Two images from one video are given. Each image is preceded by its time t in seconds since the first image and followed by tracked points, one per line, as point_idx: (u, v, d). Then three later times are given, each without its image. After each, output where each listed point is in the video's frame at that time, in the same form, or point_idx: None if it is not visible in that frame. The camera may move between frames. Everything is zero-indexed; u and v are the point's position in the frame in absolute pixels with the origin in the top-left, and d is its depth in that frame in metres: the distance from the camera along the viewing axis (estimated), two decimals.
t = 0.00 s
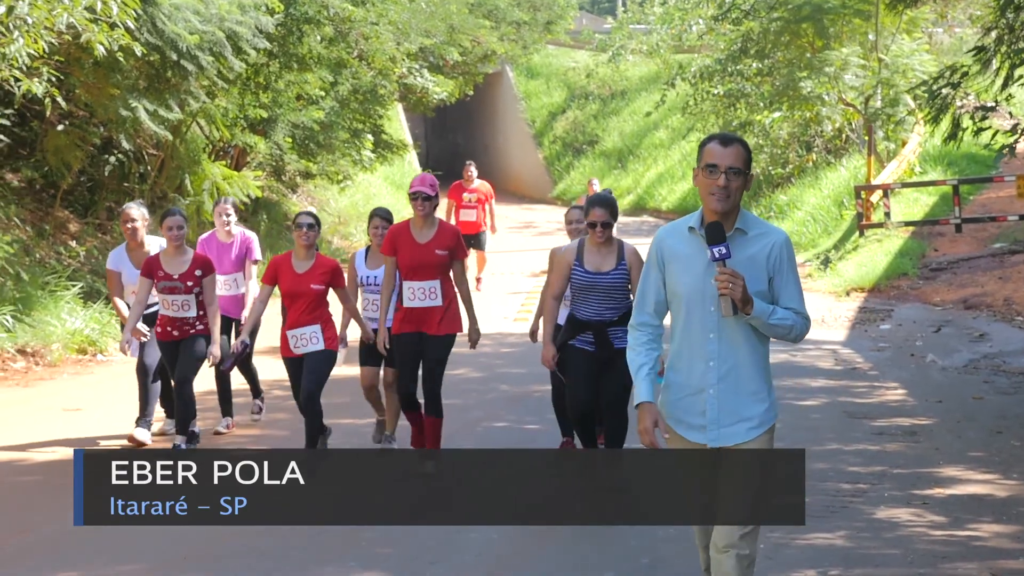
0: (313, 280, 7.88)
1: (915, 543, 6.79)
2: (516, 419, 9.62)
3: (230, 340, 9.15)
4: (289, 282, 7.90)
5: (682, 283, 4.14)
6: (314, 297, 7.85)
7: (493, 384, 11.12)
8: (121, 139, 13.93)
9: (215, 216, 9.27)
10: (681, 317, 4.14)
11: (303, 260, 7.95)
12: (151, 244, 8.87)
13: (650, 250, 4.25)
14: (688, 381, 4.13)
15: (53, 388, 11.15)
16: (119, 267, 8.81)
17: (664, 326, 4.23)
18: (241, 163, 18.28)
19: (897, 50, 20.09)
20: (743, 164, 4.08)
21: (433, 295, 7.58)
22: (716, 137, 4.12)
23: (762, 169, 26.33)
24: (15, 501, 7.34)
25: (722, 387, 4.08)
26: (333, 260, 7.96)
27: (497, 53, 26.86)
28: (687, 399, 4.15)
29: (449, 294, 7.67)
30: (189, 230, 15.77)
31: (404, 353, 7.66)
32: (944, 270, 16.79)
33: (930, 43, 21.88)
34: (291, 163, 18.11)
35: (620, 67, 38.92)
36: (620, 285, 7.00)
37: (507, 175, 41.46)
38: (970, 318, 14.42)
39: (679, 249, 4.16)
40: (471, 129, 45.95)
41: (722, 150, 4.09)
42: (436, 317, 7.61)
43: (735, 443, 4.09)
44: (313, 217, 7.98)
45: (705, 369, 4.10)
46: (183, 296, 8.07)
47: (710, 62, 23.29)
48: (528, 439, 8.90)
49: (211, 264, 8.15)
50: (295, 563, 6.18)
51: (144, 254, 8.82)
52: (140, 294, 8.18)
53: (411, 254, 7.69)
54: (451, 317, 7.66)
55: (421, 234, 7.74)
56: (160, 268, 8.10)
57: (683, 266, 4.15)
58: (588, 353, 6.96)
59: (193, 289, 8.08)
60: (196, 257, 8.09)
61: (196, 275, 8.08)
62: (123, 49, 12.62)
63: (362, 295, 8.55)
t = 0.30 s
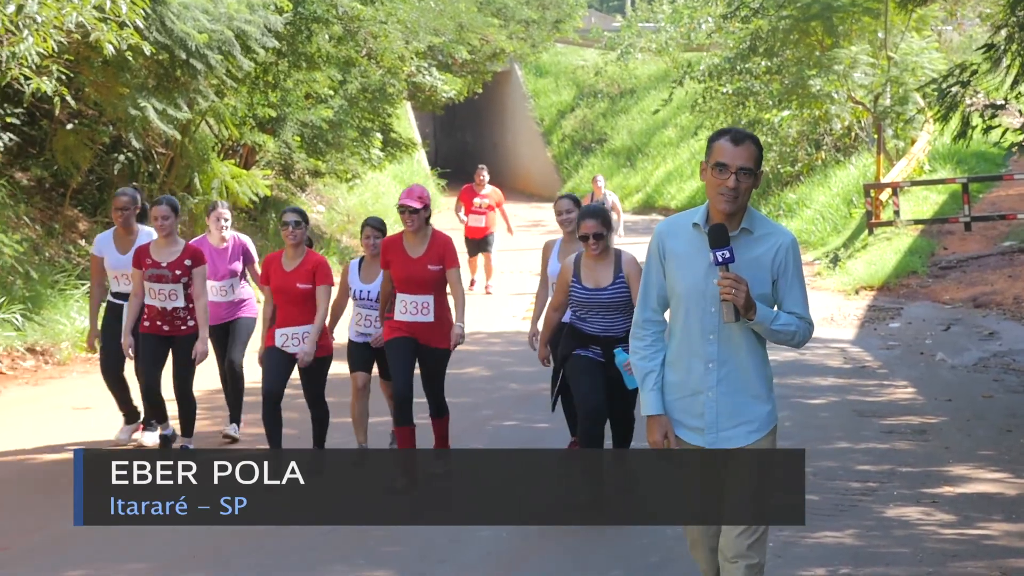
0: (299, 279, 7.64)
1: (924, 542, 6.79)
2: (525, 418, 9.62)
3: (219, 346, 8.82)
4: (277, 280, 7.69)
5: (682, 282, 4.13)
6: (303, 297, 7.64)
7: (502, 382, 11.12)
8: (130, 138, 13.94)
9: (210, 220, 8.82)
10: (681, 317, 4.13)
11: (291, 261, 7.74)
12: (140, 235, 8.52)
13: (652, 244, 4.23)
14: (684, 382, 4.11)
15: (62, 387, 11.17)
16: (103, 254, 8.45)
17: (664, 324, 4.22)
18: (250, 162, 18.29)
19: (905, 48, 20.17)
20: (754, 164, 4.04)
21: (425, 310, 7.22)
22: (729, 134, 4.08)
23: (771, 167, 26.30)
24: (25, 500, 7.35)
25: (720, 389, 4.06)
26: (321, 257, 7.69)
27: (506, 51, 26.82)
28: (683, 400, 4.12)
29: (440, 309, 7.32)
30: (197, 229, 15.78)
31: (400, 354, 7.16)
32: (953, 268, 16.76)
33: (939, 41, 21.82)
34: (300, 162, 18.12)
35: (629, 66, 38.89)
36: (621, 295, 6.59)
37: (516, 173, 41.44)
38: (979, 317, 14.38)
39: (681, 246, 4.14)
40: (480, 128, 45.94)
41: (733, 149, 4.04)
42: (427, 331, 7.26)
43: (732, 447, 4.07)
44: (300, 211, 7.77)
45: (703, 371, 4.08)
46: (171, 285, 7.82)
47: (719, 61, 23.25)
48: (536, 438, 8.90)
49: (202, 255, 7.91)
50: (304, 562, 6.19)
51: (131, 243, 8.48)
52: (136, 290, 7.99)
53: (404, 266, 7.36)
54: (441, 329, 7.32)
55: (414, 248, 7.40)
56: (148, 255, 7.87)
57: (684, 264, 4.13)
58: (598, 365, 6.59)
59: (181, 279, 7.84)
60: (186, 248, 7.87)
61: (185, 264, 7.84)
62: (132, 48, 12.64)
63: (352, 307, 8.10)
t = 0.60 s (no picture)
0: (281, 280, 7.51)
1: (935, 542, 6.77)
2: (533, 417, 9.61)
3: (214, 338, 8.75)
4: (258, 283, 7.55)
5: (690, 282, 4.10)
6: (286, 297, 7.53)
7: (511, 381, 11.11)
8: (140, 137, 13.95)
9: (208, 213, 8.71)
10: (689, 316, 4.10)
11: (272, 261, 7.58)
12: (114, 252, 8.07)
13: (659, 241, 4.20)
14: (691, 383, 4.08)
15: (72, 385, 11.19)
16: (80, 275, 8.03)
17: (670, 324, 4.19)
18: (260, 161, 18.31)
19: (916, 47, 19.90)
20: (765, 160, 3.99)
21: (413, 299, 7.10)
22: (740, 128, 4.02)
23: (782, 166, 26.27)
24: (33, 500, 7.35)
25: (729, 392, 4.03)
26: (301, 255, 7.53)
27: (516, 50, 26.80)
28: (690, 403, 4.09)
29: (433, 297, 7.18)
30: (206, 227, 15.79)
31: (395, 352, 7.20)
32: (964, 267, 16.72)
33: (950, 39, 21.77)
34: (309, 161, 18.13)
35: (638, 64, 38.85)
36: (621, 289, 6.44)
37: (526, 172, 41.44)
38: (990, 316, 14.35)
39: (690, 244, 4.11)
40: (490, 127, 45.94)
41: (743, 144, 3.99)
42: (418, 322, 7.12)
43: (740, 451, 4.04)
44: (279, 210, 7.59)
45: (712, 373, 4.05)
46: (152, 300, 7.68)
47: (728, 60, 23.20)
48: (544, 437, 8.89)
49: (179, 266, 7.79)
50: (313, 561, 6.20)
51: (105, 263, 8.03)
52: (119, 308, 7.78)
53: (392, 257, 7.19)
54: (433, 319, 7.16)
55: (404, 233, 7.22)
56: (127, 270, 7.71)
57: (693, 263, 4.10)
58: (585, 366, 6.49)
59: (161, 292, 7.70)
60: (165, 258, 7.75)
61: (164, 277, 7.71)
62: (142, 47, 12.64)
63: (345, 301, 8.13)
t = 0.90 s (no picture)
0: (272, 294, 7.15)
1: (945, 541, 6.76)
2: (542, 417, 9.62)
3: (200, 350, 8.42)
4: (246, 297, 7.19)
5: (696, 288, 4.02)
6: (273, 312, 7.17)
7: (520, 381, 11.11)
8: (150, 137, 13.96)
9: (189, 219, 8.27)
10: (697, 323, 4.01)
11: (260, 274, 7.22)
12: (93, 237, 7.85)
13: (664, 249, 4.13)
14: (700, 392, 4.00)
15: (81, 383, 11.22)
16: (56, 263, 7.84)
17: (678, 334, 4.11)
18: (269, 161, 18.33)
19: (926, 47, 20.03)
20: (770, 160, 3.94)
21: (411, 315, 6.91)
22: (743, 129, 3.97)
23: (791, 166, 26.27)
24: (42, 500, 7.37)
25: (737, 401, 3.95)
26: (290, 268, 7.23)
27: (525, 50, 26.77)
28: (699, 414, 4.01)
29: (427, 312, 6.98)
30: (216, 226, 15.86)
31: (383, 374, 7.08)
32: (974, 267, 16.69)
33: (960, 39, 21.73)
34: (319, 160, 18.15)
35: (647, 64, 38.84)
36: (625, 305, 6.34)
37: (535, 172, 41.44)
38: (1000, 316, 14.33)
39: (697, 250, 4.04)
40: (499, 127, 45.97)
41: (749, 143, 3.94)
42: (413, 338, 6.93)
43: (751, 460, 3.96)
44: (273, 220, 7.21)
45: (722, 381, 3.95)
46: (136, 293, 7.34)
47: (738, 59, 23.16)
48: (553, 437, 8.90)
49: (164, 260, 7.45)
50: (323, 560, 6.21)
51: (84, 248, 7.83)
52: (93, 299, 7.48)
53: (384, 273, 6.97)
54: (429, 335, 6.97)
55: (398, 248, 7.01)
56: (110, 263, 7.39)
57: (699, 268, 4.02)
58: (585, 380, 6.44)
59: (147, 285, 7.38)
60: (149, 252, 7.42)
61: (150, 269, 7.40)
62: (152, 47, 12.65)
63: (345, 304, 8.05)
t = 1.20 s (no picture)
0: (250, 282, 7.05)
1: (954, 542, 6.76)
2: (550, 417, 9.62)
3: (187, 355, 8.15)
4: (224, 283, 7.10)
5: (688, 296, 3.77)
6: (252, 302, 7.07)
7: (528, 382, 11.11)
8: (158, 138, 13.97)
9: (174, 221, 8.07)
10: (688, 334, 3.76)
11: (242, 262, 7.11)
12: (84, 250, 7.90)
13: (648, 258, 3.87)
14: (694, 406, 3.76)
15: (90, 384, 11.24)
16: (44, 274, 7.85)
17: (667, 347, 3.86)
18: (278, 162, 18.36)
19: (935, 47, 19.92)
20: (758, 159, 3.72)
21: (396, 312, 6.68)
22: (729, 129, 3.76)
23: (800, 166, 26.27)
24: (53, 499, 7.40)
25: (735, 414, 3.71)
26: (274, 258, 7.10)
27: (534, 50, 26.78)
28: (694, 429, 3.76)
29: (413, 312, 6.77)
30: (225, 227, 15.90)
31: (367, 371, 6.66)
32: (983, 267, 16.66)
33: (969, 39, 21.70)
34: (327, 161, 18.17)
35: (656, 64, 38.86)
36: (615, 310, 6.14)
37: (544, 172, 41.51)
38: (1009, 316, 14.32)
39: (686, 258, 3.79)
40: (507, 128, 46.01)
41: (735, 143, 3.73)
42: (397, 337, 6.71)
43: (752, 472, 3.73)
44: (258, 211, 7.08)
45: (717, 395, 3.71)
46: (116, 306, 7.28)
47: (746, 60, 23.12)
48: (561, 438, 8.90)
49: (147, 276, 7.40)
50: (332, 561, 6.22)
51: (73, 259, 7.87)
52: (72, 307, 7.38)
53: (369, 265, 6.78)
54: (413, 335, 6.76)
55: (384, 245, 6.80)
56: (91, 273, 7.33)
57: (689, 277, 3.78)
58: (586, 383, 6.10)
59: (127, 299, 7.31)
60: (133, 266, 7.38)
61: (132, 283, 7.34)
62: (161, 48, 12.67)
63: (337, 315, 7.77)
